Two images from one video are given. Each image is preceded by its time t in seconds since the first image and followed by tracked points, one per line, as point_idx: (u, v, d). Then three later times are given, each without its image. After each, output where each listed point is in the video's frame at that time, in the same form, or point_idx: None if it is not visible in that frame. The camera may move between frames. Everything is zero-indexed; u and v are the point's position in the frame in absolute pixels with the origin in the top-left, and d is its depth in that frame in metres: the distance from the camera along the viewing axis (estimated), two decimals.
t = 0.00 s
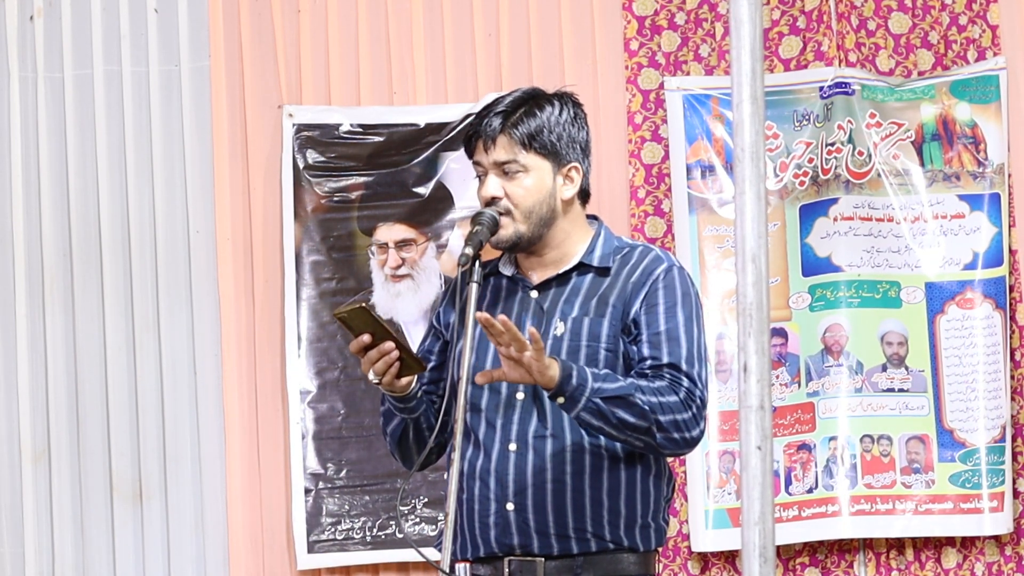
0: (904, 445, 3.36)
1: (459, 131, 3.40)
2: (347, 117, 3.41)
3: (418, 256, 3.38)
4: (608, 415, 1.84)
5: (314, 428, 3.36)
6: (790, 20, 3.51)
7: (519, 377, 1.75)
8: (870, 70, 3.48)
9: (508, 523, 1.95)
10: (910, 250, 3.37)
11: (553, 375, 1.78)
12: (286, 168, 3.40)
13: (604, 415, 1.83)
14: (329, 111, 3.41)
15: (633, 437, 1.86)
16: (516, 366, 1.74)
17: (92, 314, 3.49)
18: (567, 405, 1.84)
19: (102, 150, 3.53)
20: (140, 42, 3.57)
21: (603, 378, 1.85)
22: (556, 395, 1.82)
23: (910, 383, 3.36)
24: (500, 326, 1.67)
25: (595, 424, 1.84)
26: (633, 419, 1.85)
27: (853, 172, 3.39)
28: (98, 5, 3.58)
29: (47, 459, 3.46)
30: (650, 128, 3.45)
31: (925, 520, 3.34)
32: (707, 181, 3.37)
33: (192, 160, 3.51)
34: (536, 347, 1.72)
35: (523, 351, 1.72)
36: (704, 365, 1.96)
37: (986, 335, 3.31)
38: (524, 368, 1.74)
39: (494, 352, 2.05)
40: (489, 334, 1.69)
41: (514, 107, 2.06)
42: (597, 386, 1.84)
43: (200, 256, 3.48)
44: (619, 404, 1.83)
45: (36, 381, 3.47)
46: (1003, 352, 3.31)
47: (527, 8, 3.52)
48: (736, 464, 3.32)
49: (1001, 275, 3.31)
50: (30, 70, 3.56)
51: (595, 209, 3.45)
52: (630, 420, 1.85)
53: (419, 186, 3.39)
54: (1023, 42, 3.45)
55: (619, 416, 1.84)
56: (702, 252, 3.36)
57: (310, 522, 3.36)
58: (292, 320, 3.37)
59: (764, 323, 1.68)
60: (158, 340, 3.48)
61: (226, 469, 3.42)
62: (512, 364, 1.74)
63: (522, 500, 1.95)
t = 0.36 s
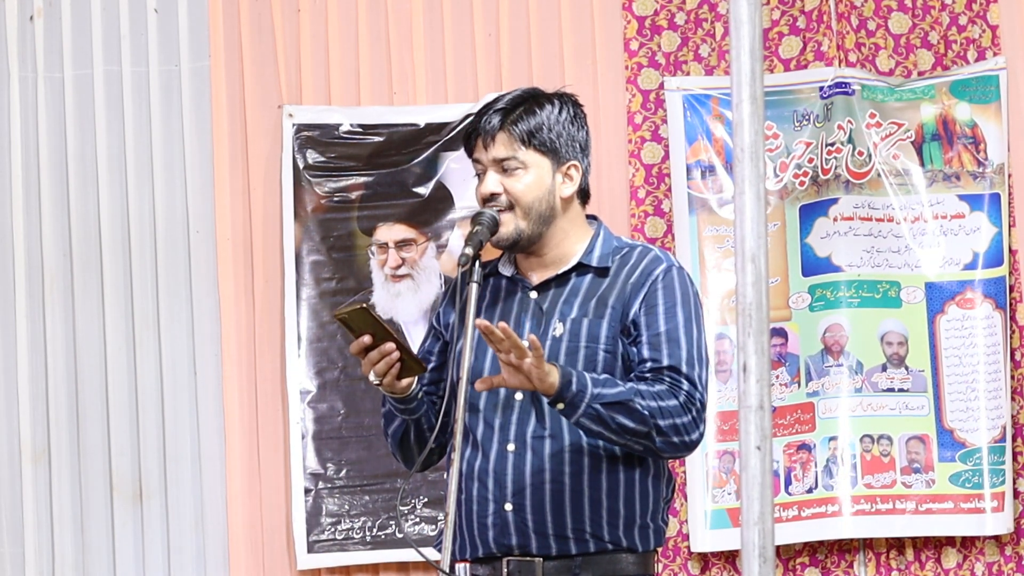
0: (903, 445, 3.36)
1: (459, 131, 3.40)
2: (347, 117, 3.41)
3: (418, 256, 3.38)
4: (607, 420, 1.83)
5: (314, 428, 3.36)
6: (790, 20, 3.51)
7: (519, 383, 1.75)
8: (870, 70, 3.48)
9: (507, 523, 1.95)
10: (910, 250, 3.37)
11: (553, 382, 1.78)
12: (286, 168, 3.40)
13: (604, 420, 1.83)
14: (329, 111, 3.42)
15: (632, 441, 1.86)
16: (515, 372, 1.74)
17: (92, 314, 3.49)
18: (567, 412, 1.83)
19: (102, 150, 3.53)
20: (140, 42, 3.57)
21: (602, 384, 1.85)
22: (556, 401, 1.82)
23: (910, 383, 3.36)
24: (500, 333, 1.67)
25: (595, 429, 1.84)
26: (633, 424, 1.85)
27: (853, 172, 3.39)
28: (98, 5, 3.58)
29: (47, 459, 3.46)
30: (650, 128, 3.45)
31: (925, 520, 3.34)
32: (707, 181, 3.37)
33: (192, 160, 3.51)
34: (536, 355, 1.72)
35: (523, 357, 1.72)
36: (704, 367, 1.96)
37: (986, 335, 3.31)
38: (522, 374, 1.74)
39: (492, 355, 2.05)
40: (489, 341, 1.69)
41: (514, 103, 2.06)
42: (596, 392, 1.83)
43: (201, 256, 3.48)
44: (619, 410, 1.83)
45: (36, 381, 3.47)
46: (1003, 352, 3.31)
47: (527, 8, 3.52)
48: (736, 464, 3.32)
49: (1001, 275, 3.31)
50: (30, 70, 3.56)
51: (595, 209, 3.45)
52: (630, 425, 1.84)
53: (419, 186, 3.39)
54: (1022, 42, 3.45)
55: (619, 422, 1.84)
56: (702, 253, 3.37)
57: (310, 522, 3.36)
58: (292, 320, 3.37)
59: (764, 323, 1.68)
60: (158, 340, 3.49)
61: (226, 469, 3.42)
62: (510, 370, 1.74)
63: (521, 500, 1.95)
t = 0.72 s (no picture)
0: (903, 444, 3.36)
1: (460, 131, 3.40)
2: (347, 117, 3.41)
3: (418, 256, 3.38)
4: (609, 422, 1.83)
5: (314, 428, 3.36)
6: (790, 20, 3.51)
7: (520, 384, 1.74)
8: (870, 70, 3.48)
9: (506, 521, 1.95)
10: (910, 250, 3.37)
11: (554, 384, 1.78)
12: (286, 168, 3.40)
13: (605, 422, 1.83)
14: (329, 111, 3.42)
15: (633, 443, 1.87)
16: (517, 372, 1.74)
17: (92, 314, 3.49)
18: (568, 413, 1.83)
19: (102, 150, 3.53)
20: (140, 42, 3.57)
21: (603, 386, 1.85)
22: (557, 403, 1.82)
23: (910, 382, 3.36)
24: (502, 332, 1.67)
25: (596, 431, 1.84)
26: (634, 426, 1.85)
27: (853, 172, 3.39)
28: (98, 5, 3.58)
29: (47, 458, 3.46)
30: (650, 128, 3.45)
31: (924, 519, 3.33)
32: (707, 181, 3.37)
33: (193, 160, 3.51)
34: (538, 354, 1.72)
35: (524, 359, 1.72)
36: (704, 367, 1.96)
37: (987, 334, 3.31)
38: (523, 375, 1.74)
39: (492, 353, 2.05)
40: (492, 339, 1.69)
41: (518, 100, 2.07)
42: (598, 394, 1.83)
43: (201, 256, 3.48)
44: (621, 412, 1.83)
45: (36, 381, 3.47)
46: (1004, 351, 3.31)
47: (527, 8, 3.52)
48: (736, 464, 3.32)
49: (1001, 275, 3.31)
50: (30, 70, 3.56)
51: (595, 208, 3.45)
52: (630, 427, 1.85)
53: (419, 186, 3.39)
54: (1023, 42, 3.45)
55: (620, 424, 1.84)
56: (702, 252, 3.36)
57: (310, 521, 3.36)
58: (291, 320, 3.37)
59: (764, 323, 1.68)
60: (158, 339, 3.48)
61: (226, 469, 3.42)
62: (511, 371, 1.74)
63: (520, 499, 1.95)
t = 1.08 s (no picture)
0: (904, 443, 3.35)
1: (460, 131, 3.40)
2: (347, 117, 3.41)
3: (418, 256, 3.38)
4: (614, 430, 1.84)
5: (314, 428, 3.36)
6: (790, 20, 3.51)
7: (525, 398, 1.75)
8: (870, 70, 3.48)
9: (507, 520, 1.95)
10: (910, 249, 3.36)
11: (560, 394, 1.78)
12: (286, 168, 3.40)
13: (611, 429, 1.84)
14: (329, 111, 3.42)
15: (638, 447, 1.87)
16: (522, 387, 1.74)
17: (92, 314, 3.49)
18: (574, 421, 1.84)
19: (102, 150, 3.53)
20: (140, 42, 3.57)
21: (608, 393, 1.85)
22: (562, 413, 1.82)
23: (910, 380, 3.36)
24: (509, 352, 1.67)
25: (601, 439, 1.85)
26: (639, 433, 1.86)
27: (853, 172, 3.39)
28: (98, 4, 3.59)
29: (47, 458, 3.45)
30: (650, 128, 3.45)
31: (924, 517, 3.33)
32: (707, 181, 3.37)
33: (192, 160, 3.51)
34: (542, 369, 1.72)
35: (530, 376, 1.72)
36: (705, 367, 1.96)
37: (987, 333, 3.31)
38: (528, 389, 1.74)
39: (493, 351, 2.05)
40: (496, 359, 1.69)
41: (524, 96, 2.07)
42: (603, 402, 1.83)
43: (201, 256, 3.48)
44: (626, 420, 1.84)
45: (36, 381, 3.47)
46: (1005, 350, 3.31)
47: (527, 8, 3.52)
48: (736, 464, 3.32)
49: (1001, 273, 3.31)
50: (30, 70, 3.56)
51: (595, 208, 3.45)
52: (636, 433, 1.85)
53: (419, 186, 3.39)
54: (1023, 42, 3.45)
55: (626, 430, 1.85)
56: (702, 252, 3.36)
57: (310, 521, 3.35)
58: (291, 319, 3.37)
59: (764, 323, 1.68)
60: (158, 340, 3.48)
61: (226, 469, 3.42)
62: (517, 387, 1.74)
63: (522, 497, 1.95)
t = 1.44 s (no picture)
0: (903, 441, 3.35)
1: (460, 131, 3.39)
2: (347, 117, 3.41)
3: (418, 256, 3.38)
4: (615, 421, 1.84)
5: (314, 428, 3.36)
6: (790, 20, 3.52)
7: (525, 388, 1.75)
8: (870, 70, 3.48)
9: (510, 517, 1.95)
10: (910, 247, 3.36)
11: (559, 386, 1.77)
12: (286, 168, 3.40)
13: (612, 421, 1.84)
14: (329, 110, 3.42)
15: (639, 438, 1.87)
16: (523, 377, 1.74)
17: (93, 314, 3.49)
18: (574, 413, 1.84)
19: (102, 150, 3.53)
20: (140, 42, 3.57)
21: (607, 383, 1.85)
22: (562, 403, 1.82)
23: (910, 378, 3.36)
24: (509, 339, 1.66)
25: (602, 429, 1.84)
26: (639, 422, 1.85)
27: (853, 171, 3.39)
28: (98, 4, 3.59)
29: (47, 459, 3.45)
30: (650, 128, 3.46)
31: (924, 515, 3.33)
32: (706, 181, 3.37)
33: (192, 160, 3.51)
34: (543, 360, 1.71)
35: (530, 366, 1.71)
36: (705, 359, 1.96)
37: (987, 330, 3.31)
38: (529, 379, 1.73)
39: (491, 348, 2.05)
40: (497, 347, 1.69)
41: (508, 101, 2.08)
42: (602, 393, 1.83)
43: (201, 256, 3.48)
44: (626, 410, 1.84)
45: (36, 381, 3.47)
46: (1005, 347, 3.31)
47: (527, 8, 3.52)
48: (736, 464, 3.33)
49: (1001, 271, 3.31)
50: (30, 70, 3.56)
51: (595, 208, 3.45)
52: (636, 423, 1.85)
53: (419, 186, 3.39)
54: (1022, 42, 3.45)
55: (626, 420, 1.85)
56: (702, 252, 3.36)
57: (310, 521, 3.35)
58: (291, 319, 3.37)
59: (764, 323, 1.68)
60: (158, 339, 3.48)
61: (226, 468, 3.42)
62: (518, 376, 1.73)
63: (524, 494, 1.95)
